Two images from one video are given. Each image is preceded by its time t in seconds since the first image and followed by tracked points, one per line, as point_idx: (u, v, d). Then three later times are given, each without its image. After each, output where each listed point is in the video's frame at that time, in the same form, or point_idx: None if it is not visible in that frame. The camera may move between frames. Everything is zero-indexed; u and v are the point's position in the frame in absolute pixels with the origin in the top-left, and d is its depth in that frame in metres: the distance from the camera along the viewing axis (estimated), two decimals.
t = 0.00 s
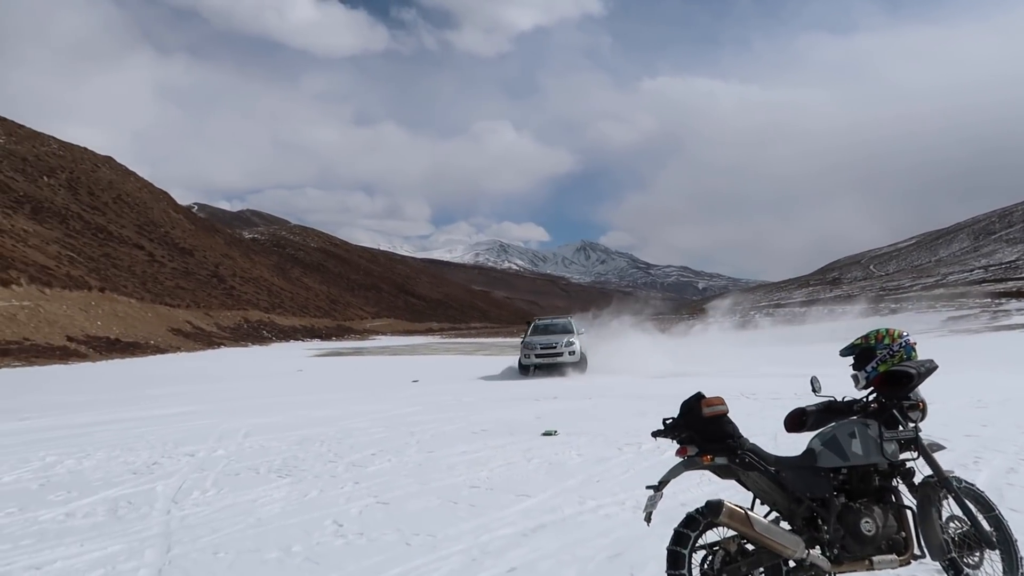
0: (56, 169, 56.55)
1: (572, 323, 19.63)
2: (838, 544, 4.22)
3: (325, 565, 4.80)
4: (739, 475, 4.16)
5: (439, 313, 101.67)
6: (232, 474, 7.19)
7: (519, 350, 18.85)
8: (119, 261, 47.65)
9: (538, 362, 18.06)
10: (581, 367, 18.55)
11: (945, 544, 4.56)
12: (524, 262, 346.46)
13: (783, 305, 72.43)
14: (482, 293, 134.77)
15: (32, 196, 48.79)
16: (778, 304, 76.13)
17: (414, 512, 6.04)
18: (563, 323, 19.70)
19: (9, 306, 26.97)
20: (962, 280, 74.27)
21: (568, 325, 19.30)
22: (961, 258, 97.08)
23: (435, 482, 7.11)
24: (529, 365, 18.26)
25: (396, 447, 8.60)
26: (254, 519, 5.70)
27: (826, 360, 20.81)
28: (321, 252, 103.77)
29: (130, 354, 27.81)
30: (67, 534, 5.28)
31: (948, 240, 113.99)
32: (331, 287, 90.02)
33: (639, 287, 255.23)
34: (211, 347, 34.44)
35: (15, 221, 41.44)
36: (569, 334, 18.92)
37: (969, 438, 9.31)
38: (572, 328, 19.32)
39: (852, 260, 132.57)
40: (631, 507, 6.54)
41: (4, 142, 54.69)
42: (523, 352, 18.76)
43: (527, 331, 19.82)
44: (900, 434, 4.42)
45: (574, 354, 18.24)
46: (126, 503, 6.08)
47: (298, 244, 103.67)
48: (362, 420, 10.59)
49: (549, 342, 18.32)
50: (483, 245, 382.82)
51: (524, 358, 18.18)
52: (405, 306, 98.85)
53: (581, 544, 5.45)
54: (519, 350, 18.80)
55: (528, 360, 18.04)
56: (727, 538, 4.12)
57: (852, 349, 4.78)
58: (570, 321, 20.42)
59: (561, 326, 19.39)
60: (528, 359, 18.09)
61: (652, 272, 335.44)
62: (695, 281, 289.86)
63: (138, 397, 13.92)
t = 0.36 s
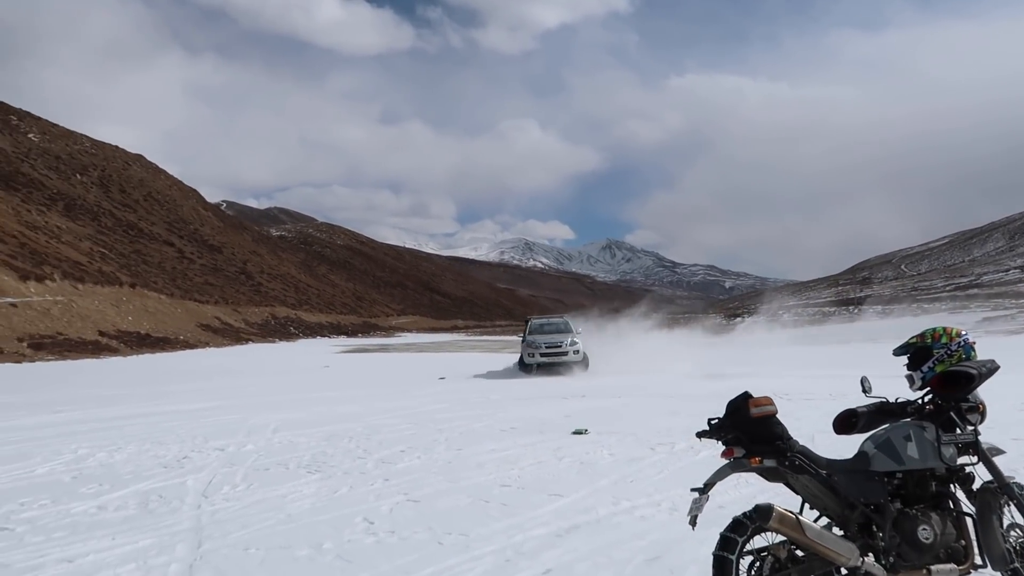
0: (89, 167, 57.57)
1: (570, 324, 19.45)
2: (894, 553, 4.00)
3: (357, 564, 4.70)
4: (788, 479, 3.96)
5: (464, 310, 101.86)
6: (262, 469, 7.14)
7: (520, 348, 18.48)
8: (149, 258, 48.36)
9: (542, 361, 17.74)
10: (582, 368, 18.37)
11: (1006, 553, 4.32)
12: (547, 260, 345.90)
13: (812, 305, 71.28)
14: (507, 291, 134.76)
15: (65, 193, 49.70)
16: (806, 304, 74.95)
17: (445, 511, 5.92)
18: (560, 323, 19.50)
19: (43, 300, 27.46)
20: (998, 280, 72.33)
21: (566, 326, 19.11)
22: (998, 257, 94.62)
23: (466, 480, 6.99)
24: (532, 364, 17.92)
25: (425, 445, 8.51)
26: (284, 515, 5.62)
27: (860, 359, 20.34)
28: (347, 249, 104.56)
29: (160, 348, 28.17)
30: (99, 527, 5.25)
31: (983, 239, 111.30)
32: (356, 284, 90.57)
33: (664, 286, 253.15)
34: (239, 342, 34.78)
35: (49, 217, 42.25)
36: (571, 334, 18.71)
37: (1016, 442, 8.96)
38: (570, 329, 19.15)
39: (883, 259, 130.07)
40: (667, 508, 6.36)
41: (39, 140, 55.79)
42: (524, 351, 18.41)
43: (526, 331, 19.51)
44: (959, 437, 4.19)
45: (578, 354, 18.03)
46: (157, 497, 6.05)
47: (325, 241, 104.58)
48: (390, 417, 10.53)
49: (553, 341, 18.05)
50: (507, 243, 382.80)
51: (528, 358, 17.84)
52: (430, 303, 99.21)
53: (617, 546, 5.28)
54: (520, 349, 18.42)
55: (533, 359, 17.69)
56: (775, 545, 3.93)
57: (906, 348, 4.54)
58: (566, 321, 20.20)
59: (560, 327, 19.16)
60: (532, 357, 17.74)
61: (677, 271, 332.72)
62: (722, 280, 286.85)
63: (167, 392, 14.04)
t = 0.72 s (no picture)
0: (109, 166, 58.18)
1: (564, 324, 19.29)
2: (938, 560, 3.85)
3: (380, 564, 4.62)
4: (828, 483, 3.81)
5: (480, 309, 101.92)
6: (282, 467, 7.08)
7: (519, 347, 18.16)
8: (169, 256, 48.79)
9: (544, 361, 17.49)
10: (580, 367, 18.26)
11: None
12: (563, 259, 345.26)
13: (832, 305, 70.49)
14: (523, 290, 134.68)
15: (86, 192, 50.23)
16: (826, 304, 74.14)
17: (468, 512, 5.83)
18: (554, 322, 19.31)
19: (65, 298, 27.74)
20: None
21: (561, 325, 18.94)
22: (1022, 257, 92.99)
23: (488, 481, 6.89)
24: (533, 363, 17.64)
25: (445, 444, 8.41)
26: (305, 515, 5.55)
27: (884, 360, 20.03)
28: (364, 248, 105.00)
29: (179, 346, 28.34)
30: (120, 525, 5.20)
31: (1007, 239, 109.45)
32: (373, 282, 90.89)
33: (680, 285, 251.65)
34: (257, 340, 34.96)
35: (71, 216, 42.76)
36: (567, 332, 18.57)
37: None
38: (565, 329, 19.00)
39: (904, 259, 128.43)
40: (694, 510, 6.24)
41: (61, 139, 56.44)
42: (523, 350, 18.11)
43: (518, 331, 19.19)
44: (1007, 441, 4.02)
45: (576, 353, 17.91)
46: (178, 495, 6.00)
47: (342, 240, 105.10)
48: (409, 416, 10.45)
49: (553, 341, 17.84)
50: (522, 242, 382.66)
51: (529, 357, 17.54)
52: (446, 302, 99.36)
53: (645, 549, 5.15)
54: (519, 347, 18.11)
55: (535, 359, 17.41)
56: (815, 553, 3.78)
57: (951, 347, 4.35)
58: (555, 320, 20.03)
59: (556, 326, 18.96)
60: (534, 357, 17.47)
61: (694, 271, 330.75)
62: (739, 279, 284.72)
63: (186, 389, 14.08)
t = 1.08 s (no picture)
0: (135, 168, 58.96)
1: (560, 327, 19.05)
2: None
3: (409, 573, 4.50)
4: (883, 496, 3.62)
5: (500, 311, 101.91)
6: (308, 471, 7.00)
7: (520, 349, 17.74)
8: (193, 258, 49.35)
9: (547, 364, 17.16)
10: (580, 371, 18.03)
11: None
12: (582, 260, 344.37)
13: (858, 307, 69.47)
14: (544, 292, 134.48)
15: (113, 194, 50.92)
16: (852, 306, 73.07)
17: (498, 518, 5.70)
18: (548, 325, 19.02)
19: (92, 299, 28.06)
20: None
21: (558, 329, 18.68)
22: None
23: (517, 486, 6.76)
24: (536, 366, 17.28)
25: (472, 449, 8.29)
26: (333, 521, 5.45)
27: (915, 363, 19.62)
28: (385, 250, 105.49)
29: (204, 347, 28.57)
30: (148, 529, 5.13)
31: None
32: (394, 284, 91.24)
33: (701, 287, 249.60)
34: (280, 342, 35.16)
35: (98, 218, 43.41)
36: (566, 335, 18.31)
37: None
38: (561, 331, 18.75)
39: (931, 260, 126.27)
40: (731, 519, 6.07)
41: (88, 143, 57.37)
42: (524, 352, 17.70)
43: (513, 333, 18.77)
44: None
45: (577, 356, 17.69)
46: (205, 499, 5.94)
47: (364, 242, 105.70)
48: (435, 419, 10.36)
49: (556, 344, 17.56)
50: (542, 243, 382.29)
51: (534, 360, 17.12)
52: (467, 304, 99.49)
53: (682, 560, 4.98)
54: (521, 350, 17.67)
55: (540, 361, 17.05)
56: (868, 568, 3.60)
57: (1008, 354, 4.12)
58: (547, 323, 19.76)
59: (552, 330, 18.66)
60: (539, 360, 17.08)
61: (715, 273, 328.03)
62: (761, 281, 281.94)
63: (212, 391, 14.11)
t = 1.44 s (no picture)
0: (154, 175, 59.57)
1: (555, 331, 18.80)
2: None
3: None
4: (927, 504, 3.46)
5: (516, 314, 101.90)
6: (328, 476, 6.93)
7: (521, 352, 17.36)
8: (211, 263, 49.77)
9: (550, 368, 16.85)
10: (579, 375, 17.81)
11: None
12: (598, 262, 343.44)
13: (878, 308, 68.54)
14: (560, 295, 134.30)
15: (132, 201, 51.46)
16: (872, 307, 72.08)
17: (520, 525, 5.59)
18: (544, 329, 18.75)
19: (112, 305, 28.31)
20: None
21: (555, 333, 18.43)
22: None
23: (538, 491, 6.65)
24: (539, 370, 16.94)
25: (492, 453, 8.19)
26: (354, 528, 5.36)
27: (939, 364, 19.31)
28: (401, 254, 105.83)
29: (222, 352, 28.77)
30: (168, 536, 5.08)
31: None
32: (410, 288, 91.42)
33: (718, 289, 247.92)
34: (298, 346, 35.30)
35: (117, 225, 43.92)
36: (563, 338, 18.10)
37: None
38: (557, 335, 18.52)
39: (952, 260, 124.64)
40: (759, 526, 5.91)
41: (108, 150, 58.08)
42: (525, 355, 17.33)
43: (509, 337, 18.42)
44: None
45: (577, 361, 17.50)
46: (224, 505, 5.88)
47: (379, 246, 106.16)
48: (454, 422, 10.27)
49: (558, 348, 17.27)
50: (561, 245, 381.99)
51: (537, 363, 16.78)
52: (483, 307, 99.57)
53: (711, 569, 4.84)
54: (522, 353, 17.29)
55: (544, 365, 16.72)
56: None
57: None
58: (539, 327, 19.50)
59: (550, 334, 18.39)
60: (543, 363, 16.74)
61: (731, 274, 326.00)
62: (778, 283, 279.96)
63: (231, 396, 14.15)
